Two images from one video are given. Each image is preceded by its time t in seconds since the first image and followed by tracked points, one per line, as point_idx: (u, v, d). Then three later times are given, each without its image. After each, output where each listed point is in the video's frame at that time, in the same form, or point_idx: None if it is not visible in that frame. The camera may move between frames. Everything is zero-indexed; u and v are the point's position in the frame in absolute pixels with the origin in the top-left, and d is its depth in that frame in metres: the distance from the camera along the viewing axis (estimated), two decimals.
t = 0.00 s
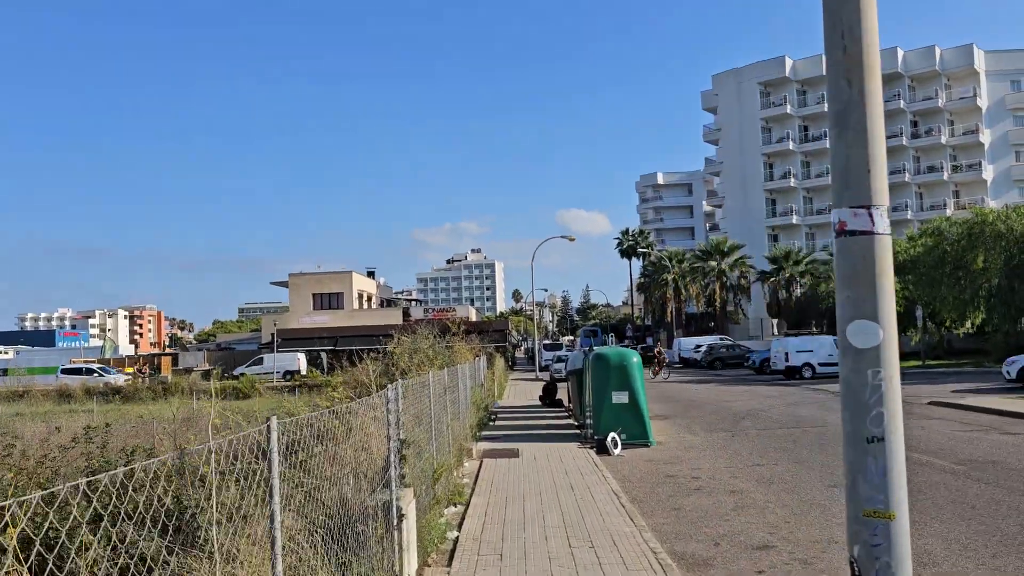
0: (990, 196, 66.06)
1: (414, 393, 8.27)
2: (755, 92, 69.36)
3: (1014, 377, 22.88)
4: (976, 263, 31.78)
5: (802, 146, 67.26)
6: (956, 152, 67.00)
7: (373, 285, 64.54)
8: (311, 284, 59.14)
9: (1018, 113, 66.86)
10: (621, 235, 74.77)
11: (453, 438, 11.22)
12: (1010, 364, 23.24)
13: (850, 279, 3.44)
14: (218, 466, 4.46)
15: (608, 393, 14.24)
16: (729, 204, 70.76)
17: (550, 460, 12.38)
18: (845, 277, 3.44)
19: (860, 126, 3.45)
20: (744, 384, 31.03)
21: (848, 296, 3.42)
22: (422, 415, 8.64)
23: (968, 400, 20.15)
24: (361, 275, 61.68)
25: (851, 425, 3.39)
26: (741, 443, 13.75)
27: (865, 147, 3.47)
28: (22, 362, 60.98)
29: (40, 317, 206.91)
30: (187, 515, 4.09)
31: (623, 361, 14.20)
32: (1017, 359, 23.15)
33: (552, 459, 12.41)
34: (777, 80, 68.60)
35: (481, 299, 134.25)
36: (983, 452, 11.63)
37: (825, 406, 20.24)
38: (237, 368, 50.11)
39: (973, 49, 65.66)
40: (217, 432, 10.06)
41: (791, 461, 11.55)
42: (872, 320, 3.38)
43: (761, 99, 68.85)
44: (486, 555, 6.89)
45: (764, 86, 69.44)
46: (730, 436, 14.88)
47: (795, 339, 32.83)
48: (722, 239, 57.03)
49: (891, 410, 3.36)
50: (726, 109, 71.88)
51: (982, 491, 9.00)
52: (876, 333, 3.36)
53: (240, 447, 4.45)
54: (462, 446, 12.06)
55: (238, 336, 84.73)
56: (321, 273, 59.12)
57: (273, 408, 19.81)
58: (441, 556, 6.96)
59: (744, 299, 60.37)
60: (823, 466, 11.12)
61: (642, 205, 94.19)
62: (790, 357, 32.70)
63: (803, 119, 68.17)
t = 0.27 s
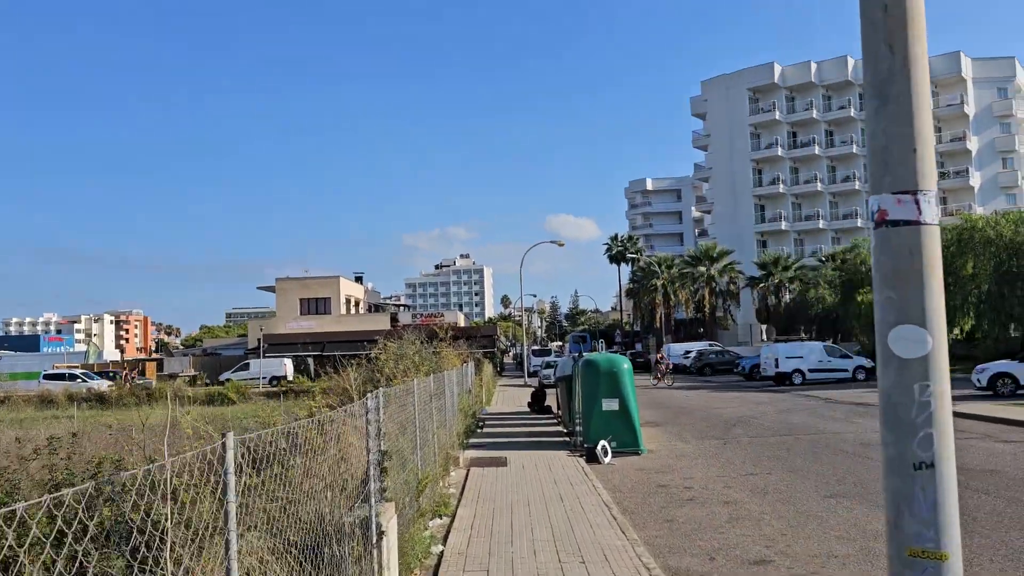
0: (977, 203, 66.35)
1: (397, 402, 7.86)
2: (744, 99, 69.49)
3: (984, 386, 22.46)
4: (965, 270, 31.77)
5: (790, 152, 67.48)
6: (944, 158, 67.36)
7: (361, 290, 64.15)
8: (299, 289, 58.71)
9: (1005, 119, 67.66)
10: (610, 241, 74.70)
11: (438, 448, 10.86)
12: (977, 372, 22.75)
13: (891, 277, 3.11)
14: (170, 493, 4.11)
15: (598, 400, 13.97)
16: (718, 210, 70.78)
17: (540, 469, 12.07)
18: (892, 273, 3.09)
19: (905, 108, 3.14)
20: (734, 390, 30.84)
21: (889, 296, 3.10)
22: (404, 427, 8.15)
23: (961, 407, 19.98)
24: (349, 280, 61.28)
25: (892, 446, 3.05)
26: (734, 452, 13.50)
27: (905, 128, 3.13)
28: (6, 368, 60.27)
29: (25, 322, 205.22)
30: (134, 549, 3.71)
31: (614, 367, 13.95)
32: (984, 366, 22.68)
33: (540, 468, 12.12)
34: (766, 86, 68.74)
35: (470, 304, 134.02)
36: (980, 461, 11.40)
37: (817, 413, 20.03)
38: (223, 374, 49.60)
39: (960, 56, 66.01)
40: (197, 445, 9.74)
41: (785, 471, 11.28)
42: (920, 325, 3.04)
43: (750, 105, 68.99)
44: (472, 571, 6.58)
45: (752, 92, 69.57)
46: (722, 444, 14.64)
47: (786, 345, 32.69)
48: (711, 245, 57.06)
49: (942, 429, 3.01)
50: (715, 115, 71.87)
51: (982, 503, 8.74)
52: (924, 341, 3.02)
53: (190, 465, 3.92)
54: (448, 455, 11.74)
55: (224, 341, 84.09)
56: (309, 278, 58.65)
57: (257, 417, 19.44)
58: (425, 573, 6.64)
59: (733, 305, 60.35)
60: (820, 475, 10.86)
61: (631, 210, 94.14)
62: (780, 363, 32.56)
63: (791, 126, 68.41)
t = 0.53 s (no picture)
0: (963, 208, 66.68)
1: (377, 410, 7.51)
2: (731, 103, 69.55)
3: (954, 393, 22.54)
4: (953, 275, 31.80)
5: (778, 157, 67.62)
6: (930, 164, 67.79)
7: (347, 294, 63.68)
8: (284, 292, 58.17)
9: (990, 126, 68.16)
10: (597, 245, 74.59)
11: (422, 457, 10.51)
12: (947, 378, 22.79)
13: (952, 281, 2.82)
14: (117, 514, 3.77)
15: (586, 406, 13.68)
16: (706, 214, 70.80)
17: (527, 478, 11.75)
18: (950, 272, 2.81)
19: (971, 89, 2.85)
20: (722, 395, 30.67)
21: (950, 304, 2.81)
22: (385, 437, 7.78)
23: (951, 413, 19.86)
24: (335, 284, 60.80)
25: (955, 481, 2.76)
26: (725, 459, 13.26)
27: (974, 92, 2.87)
28: None
29: (7, 324, 203.02)
30: None
31: (602, 373, 13.68)
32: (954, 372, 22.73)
33: (527, 477, 11.82)
34: (754, 90, 68.81)
35: (458, 308, 133.64)
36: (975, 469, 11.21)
37: (807, 419, 19.86)
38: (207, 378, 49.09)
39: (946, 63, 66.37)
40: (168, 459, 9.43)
41: (777, 480, 11.05)
42: (991, 339, 2.74)
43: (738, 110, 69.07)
44: None
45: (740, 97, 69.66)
46: (712, 451, 14.40)
47: (773, 350, 32.51)
48: (699, 249, 57.09)
49: (1015, 465, 2.73)
50: (702, 120, 71.84)
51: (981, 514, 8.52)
52: (996, 365, 2.72)
53: (133, 488, 3.53)
54: (432, 463, 11.41)
55: (208, 344, 83.37)
56: (294, 281, 58.19)
57: (239, 423, 19.05)
58: None
59: (721, 309, 60.34)
60: (813, 484, 10.62)
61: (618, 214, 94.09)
62: (769, 368, 32.43)
63: (778, 130, 68.58)
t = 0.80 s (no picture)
0: (952, 213, 66.74)
1: (362, 414, 7.19)
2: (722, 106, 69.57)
3: (931, 398, 22.49)
4: (945, 278, 31.71)
5: (768, 160, 67.59)
6: (919, 168, 67.79)
7: (335, 296, 63.22)
8: (272, 294, 57.67)
9: (979, 130, 68.36)
10: (588, 248, 74.39)
11: (409, 464, 10.19)
12: (923, 384, 22.77)
13: None
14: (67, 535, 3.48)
15: (578, 410, 13.41)
16: (696, 217, 70.70)
17: (518, 484, 11.46)
18: None
19: None
20: (713, 399, 30.45)
21: None
22: (370, 443, 7.46)
23: (944, 417, 19.67)
24: (323, 286, 60.29)
25: None
26: (720, 464, 13.00)
27: None
28: None
29: None
30: None
31: (595, 375, 13.42)
32: (931, 378, 22.69)
33: (517, 483, 11.53)
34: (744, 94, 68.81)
35: (447, 311, 133.19)
36: (974, 475, 10.97)
37: (800, 423, 19.61)
38: (194, 381, 48.52)
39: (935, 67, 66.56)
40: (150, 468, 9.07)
41: (774, 486, 10.78)
42: None
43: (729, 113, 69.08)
44: None
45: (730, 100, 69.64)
46: (706, 456, 14.13)
47: (765, 354, 32.33)
48: (690, 252, 56.98)
49: None
50: (693, 123, 71.77)
51: (985, 521, 8.29)
52: None
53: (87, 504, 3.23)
54: (419, 468, 11.11)
55: (195, 347, 82.68)
56: (283, 283, 57.72)
57: (224, 427, 18.68)
58: None
59: (711, 313, 60.22)
60: (812, 490, 10.37)
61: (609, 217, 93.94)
62: (760, 371, 32.26)
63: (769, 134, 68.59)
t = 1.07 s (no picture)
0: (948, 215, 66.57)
1: (354, 419, 6.90)
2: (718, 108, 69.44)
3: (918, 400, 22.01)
4: (943, 279, 31.51)
5: (764, 161, 67.39)
6: (914, 170, 67.54)
7: (330, 298, 62.83)
8: (266, 296, 57.30)
9: (974, 132, 68.20)
10: (583, 249, 74.18)
11: (403, 471, 9.88)
12: (907, 386, 22.34)
13: None
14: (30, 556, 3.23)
15: (577, 413, 13.14)
16: (692, 219, 70.55)
17: (515, 490, 11.16)
18: None
19: None
20: (711, 401, 30.19)
21: None
22: (362, 449, 7.19)
23: (946, 420, 19.42)
24: (318, 287, 59.92)
25: None
26: (721, 469, 12.73)
27: None
28: None
29: None
30: None
31: (594, 378, 13.15)
32: (916, 380, 22.29)
33: (514, 489, 11.24)
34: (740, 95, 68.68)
35: (442, 312, 132.83)
36: (982, 480, 10.73)
37: (800, 426, 19.34)
38: (186, 384, 48.11)
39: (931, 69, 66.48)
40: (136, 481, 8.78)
41: (778, 492, 10.51)
42: None
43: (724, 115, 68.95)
44: None
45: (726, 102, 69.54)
46: (706, 461, 13.85)
47: (763, 356, 32.14)
48: (686, 254, 56.77)
49: None
50: (688, 125, 71.60)
51: (999, 530, 8.03)
52: None
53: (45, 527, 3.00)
54: (414, 474, 10.82)
55: (188, 349, 82.23)
56: (276, 285, 57.34)
57: (217, 430, 18.38)
58: None
59: (707, 314, 60.04)
60: (817, 497, 10.09)
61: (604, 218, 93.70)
62: (758, 374, 32.04)
63: (765, 135, 68.47)
